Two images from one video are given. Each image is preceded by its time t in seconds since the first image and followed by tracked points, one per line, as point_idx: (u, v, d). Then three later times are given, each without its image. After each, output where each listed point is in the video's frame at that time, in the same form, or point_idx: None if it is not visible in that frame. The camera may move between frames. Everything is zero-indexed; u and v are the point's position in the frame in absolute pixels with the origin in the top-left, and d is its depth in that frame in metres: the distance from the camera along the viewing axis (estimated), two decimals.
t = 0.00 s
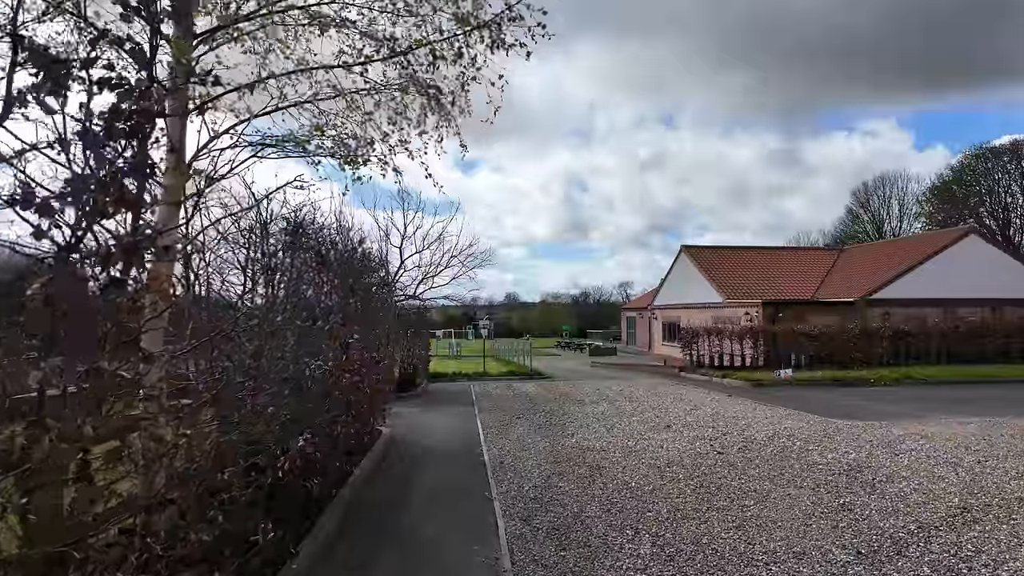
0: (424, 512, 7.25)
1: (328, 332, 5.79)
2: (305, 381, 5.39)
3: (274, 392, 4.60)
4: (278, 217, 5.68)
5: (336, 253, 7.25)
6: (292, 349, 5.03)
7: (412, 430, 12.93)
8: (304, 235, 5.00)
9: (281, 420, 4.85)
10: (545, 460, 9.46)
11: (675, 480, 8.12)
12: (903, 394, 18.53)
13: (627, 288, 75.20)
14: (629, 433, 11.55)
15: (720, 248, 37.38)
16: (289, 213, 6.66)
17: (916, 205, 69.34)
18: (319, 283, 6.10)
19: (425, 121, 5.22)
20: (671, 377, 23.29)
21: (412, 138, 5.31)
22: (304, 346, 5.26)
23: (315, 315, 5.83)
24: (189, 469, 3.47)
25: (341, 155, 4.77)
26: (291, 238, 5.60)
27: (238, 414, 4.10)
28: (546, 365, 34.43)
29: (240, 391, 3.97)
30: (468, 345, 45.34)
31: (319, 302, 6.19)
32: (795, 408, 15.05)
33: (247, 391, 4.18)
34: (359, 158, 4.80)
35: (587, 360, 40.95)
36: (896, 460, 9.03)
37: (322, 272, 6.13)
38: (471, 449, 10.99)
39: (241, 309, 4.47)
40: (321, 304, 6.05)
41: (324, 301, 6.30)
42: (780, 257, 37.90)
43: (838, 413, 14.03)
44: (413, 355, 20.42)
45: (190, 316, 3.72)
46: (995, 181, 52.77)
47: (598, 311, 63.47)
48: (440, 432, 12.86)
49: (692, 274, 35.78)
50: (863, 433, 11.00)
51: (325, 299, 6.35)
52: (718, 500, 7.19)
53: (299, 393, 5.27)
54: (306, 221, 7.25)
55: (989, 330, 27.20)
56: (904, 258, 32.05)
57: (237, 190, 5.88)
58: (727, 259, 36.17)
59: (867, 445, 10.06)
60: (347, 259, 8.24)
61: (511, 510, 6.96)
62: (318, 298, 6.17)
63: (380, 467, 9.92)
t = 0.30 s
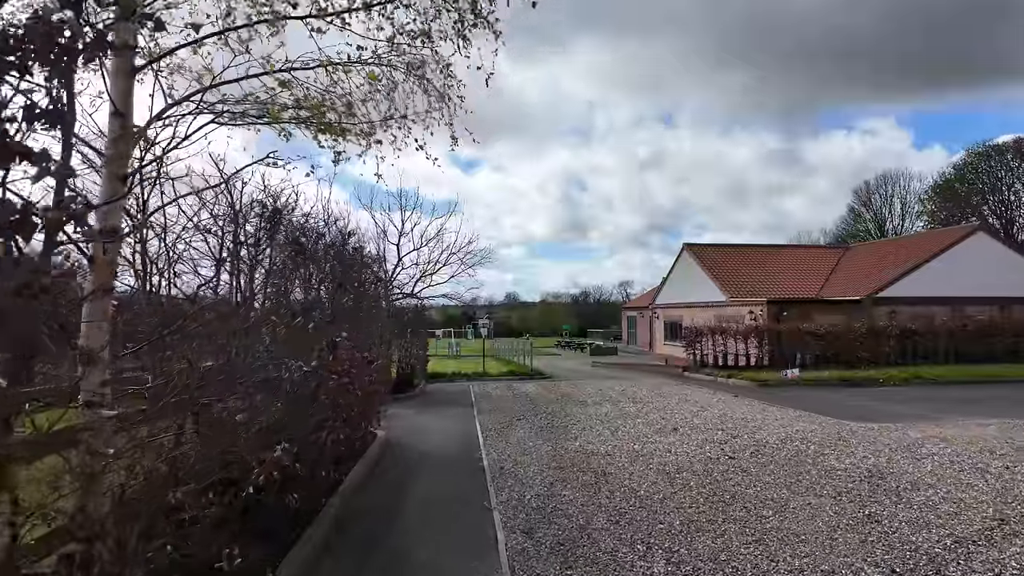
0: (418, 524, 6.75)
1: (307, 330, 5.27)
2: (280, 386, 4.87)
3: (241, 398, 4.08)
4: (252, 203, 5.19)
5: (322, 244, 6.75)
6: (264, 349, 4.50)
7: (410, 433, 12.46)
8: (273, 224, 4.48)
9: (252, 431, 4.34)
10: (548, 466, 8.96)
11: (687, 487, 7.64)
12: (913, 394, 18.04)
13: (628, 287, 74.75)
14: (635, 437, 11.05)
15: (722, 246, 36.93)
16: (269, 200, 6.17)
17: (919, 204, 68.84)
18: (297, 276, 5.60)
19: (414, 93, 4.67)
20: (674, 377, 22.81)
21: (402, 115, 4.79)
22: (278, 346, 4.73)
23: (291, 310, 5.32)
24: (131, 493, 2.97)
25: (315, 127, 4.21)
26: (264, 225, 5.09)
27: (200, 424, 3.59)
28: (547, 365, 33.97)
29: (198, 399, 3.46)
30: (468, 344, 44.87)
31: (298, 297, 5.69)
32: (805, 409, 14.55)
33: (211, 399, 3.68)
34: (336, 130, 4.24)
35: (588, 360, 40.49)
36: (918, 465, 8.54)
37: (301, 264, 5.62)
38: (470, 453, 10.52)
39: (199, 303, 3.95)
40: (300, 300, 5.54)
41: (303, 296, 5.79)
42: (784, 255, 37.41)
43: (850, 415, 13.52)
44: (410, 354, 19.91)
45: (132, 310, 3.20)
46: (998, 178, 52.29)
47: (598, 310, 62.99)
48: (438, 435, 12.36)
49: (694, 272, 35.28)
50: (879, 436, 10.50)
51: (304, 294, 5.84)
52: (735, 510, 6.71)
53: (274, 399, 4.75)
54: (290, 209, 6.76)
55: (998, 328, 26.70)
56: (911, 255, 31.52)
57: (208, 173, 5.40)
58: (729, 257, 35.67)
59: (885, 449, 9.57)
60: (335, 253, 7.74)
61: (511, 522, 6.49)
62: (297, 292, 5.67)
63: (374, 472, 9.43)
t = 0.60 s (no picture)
0: (416, 541, 6.29)
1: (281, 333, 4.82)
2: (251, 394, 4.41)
3: (195, 408, 3.62)
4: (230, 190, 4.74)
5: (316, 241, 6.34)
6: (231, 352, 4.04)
7: (410, 438, 12.00)
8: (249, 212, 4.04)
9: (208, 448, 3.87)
10: (553, 477, 8.49)
11: (702, 500, 7.18)
12: (926, 397, 17.55)
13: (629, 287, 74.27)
14: (642, 443, 10.60)
15: (726, 246, 36.46)
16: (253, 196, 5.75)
17: (922, 203, 68.41)
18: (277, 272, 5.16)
19: (408, 64, 4.22)
20: (679, 379, 22.34)
21: (393, 88, 4.34)
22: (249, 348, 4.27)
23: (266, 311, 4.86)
24: (62, 523, 2.53)
25: (289, 98, 3.76)
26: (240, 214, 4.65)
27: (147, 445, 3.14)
28: (549, 365, 33.48)
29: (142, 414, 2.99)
30: (468, 345, 44.39)
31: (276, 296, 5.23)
32: (817, 413, 14.10)
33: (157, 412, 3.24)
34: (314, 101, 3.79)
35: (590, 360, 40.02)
36: (946, 475, 8.06)
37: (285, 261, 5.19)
38: (472, 460, 10.06)
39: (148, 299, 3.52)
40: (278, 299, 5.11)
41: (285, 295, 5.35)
42: (789, 254, 36.93)
43: (864, 419, 13.04)
44: (410, 356, 19.46)
45: (67, 306, 2.77)
46: (1002, 176, 51.80)
47: (599, 310, 62.51)
48: (438, 440, 11.90)
49: (697, 272, 34.83)
50: (899, 443, 10.03)
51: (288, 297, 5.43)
52: (756, 528, 6.24)
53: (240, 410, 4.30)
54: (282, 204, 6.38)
55: (1008, 329, 26.22)
56: (919, 255, 31.03)
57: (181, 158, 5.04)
58: (733, 257, 35.21)
59: (907, 458, 9.11)
60: (331, 251, 7.34)
61: (516, 541, 6.02)
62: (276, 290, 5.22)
63: (370, 481, 8.97)
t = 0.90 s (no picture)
0: (418, 555, 5.81)
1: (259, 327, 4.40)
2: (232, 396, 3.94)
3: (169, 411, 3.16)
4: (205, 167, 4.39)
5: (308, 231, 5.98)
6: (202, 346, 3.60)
7: (410, 441, 11.53)
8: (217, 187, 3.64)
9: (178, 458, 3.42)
10: (562, 483, 8.03)
11: (723, 511, 6.72)
12: (941, 398, 17.08)
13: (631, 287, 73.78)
14: (653, 447, 10.14)
15: (730, 244, 36.00)
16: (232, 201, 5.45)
17: (925, 202, 67.94)
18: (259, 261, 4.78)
19: None
20: (686, 379, 21.85)
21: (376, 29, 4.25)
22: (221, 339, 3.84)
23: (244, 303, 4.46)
24: None
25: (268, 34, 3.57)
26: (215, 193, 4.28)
27: (93, 458, 2.69)
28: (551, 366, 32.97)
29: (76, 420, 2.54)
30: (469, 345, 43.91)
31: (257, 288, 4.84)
32: (831, 416, 13.64)
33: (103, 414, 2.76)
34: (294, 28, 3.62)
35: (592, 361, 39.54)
36: (980, 483, 7.58)
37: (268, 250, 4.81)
38: (476, 464, 9.59)
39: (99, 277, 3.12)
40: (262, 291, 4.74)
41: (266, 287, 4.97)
42: (794, 253, 36.46)
43: (881, 422, 12.56)
44: (410, 355, 19.00)
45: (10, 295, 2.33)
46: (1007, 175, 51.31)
47: (601, 310, 62.01)
48: (439, 443, 11.44)
49: (702, 271, 34.36)
50: (923, 447, 9.58)
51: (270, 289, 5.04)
52: (785, 542, 5.78)
53: (218, 414, 3.83)
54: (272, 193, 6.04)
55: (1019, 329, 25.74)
56: (927, 253, 30.55)
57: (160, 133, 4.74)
58: (737, 256, 34.75)
59: (934, 463, 8.65)
60: (328, 245, 6.96)
61: (527, 556, 5.54)
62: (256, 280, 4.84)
63: (369, 488, 8.51)
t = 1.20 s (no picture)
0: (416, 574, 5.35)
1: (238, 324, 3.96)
2: (200, 405, 3.51)
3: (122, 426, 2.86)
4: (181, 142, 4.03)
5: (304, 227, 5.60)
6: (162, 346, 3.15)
7: (409, 446, 11.10)
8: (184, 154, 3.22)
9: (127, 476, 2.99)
10: (569, 494, 7.58)
11: (743, 526, 6.30)
12: (953, 399, 16.66)
13: (631, 287, 73.36)
14: (663, 453, 9.70)
15: (733, 243, 35.57)
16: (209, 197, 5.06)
17: (928, 201, 67.46)
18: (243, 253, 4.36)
19: None
20: (691, 380, 21.40)
21: None
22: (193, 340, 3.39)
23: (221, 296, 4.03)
24: None
25: None
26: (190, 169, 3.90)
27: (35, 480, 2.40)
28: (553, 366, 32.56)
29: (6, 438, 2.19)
30: (469, 345, 43.45)
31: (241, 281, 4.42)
32: (844, 419, 13.20)
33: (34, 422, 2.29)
34: None
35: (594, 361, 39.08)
36: (1014, 493, 7.14)
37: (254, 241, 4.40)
38: (478, 472, 9.15)
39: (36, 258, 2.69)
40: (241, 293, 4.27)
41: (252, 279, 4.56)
42: (799, 251, 36.00)
43: (898, 425, 12.11)
44: (409, 356, 18.55)
45: None
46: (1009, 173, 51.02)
47: (601, 309, 61.60)
48: (440, 448, 10.99)
49: (705, 270, 33.91)
50: (947, 453, 9.14)
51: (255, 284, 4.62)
52: (814, 562, 5.34)
53: (183, 426, 3.40)
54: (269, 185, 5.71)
55: None
56: (934, 252, 30.13)
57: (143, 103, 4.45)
58: (741, 254, 34.29)
59: (962, 472, 8.21)
60: (328, 245, 6.56)
61: None
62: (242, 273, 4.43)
63: (365, 497, 8.05)
